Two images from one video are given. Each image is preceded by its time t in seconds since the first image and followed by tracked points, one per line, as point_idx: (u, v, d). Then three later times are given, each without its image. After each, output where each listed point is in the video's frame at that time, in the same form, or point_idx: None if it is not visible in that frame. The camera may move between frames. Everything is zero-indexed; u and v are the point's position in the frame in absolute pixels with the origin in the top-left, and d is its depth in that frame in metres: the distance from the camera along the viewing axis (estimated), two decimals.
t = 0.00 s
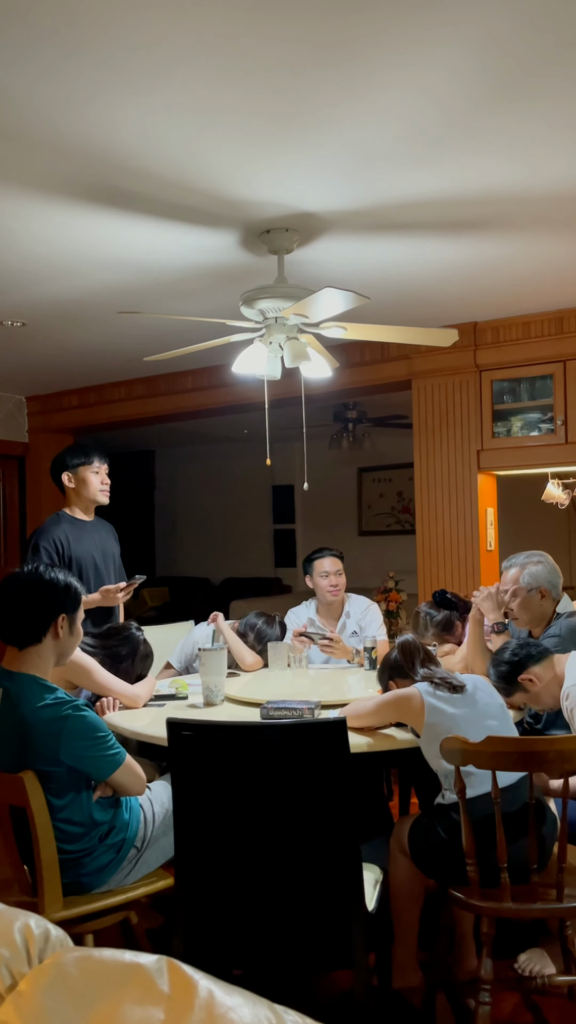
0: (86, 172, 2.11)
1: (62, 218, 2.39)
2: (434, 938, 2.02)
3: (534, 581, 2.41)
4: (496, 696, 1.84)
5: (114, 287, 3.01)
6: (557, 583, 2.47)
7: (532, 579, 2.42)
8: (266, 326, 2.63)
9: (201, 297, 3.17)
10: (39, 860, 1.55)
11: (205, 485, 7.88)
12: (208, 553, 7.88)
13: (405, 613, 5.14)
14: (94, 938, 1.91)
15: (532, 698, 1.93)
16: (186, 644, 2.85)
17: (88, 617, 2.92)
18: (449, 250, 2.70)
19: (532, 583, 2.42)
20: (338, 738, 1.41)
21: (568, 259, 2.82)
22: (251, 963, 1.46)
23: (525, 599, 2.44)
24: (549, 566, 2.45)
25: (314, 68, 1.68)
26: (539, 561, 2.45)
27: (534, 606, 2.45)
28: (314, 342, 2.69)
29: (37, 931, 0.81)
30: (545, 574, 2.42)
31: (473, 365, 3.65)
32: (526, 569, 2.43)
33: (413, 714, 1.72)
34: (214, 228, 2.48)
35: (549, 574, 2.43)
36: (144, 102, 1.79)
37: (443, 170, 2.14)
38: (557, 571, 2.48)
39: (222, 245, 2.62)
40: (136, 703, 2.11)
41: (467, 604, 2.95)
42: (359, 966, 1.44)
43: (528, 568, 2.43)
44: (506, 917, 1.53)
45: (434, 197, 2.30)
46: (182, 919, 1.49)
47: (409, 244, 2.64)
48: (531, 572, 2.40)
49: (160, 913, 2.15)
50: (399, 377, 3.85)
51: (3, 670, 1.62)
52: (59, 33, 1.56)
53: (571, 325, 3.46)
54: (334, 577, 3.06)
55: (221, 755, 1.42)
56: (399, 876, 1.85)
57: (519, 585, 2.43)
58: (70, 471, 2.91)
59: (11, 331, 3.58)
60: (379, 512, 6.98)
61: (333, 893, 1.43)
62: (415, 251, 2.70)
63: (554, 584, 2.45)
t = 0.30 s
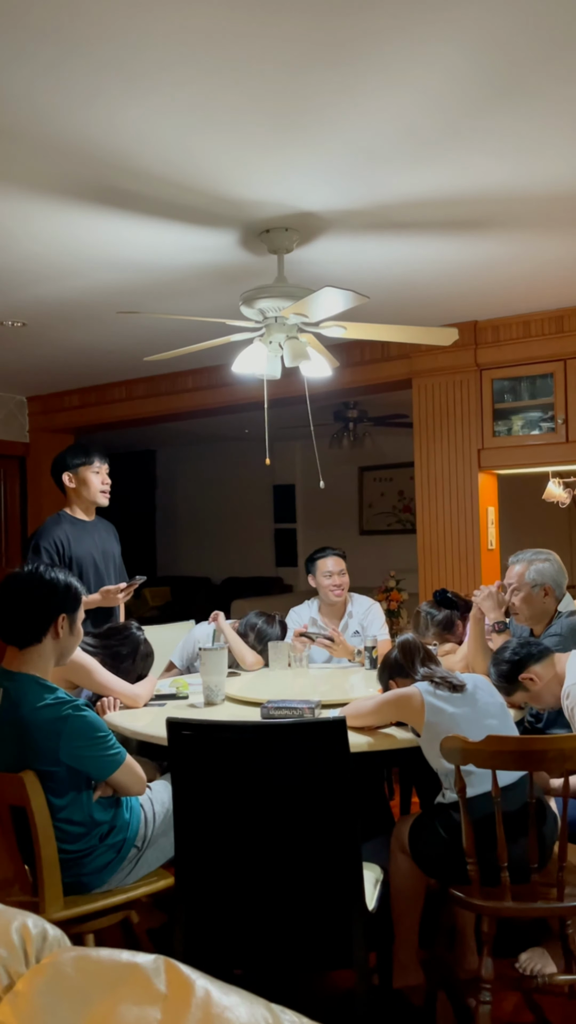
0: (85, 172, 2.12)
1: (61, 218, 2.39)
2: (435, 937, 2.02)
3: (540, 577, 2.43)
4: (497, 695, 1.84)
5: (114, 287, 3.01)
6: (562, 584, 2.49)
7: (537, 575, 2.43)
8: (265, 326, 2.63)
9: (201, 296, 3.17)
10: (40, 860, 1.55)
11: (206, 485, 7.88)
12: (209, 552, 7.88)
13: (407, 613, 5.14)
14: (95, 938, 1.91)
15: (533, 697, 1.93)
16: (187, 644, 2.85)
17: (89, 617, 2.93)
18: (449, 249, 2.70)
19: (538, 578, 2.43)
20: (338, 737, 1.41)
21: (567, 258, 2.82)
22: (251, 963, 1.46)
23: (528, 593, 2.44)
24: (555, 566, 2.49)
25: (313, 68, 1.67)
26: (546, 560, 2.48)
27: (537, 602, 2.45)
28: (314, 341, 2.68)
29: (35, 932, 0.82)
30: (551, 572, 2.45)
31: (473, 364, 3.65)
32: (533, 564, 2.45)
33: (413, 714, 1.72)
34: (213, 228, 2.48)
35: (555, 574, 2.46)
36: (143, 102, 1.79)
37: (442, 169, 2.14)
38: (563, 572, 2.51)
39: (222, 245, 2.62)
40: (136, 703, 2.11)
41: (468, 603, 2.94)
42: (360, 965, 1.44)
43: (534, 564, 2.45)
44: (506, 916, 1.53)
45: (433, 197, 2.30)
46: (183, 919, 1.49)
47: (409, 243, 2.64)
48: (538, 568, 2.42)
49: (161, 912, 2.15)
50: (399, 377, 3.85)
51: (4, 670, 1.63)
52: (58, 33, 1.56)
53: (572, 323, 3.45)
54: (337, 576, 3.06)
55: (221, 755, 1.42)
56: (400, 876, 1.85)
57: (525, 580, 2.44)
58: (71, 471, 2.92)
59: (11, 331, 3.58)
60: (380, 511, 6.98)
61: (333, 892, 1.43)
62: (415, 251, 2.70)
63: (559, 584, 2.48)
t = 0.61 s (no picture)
0: (84, 172, 2.11)
1: (60, 219, 2.39)
2: (436, 937, 2.02)
3: (543, 576, 2.43)
4: (497, 694, 1.84)
5: (114, 286, 3.01)
6: (565, 584, 2.49)
7: (540, 573, 2.43)
8: (265, 326, 2.63)
9: (200, 296, 3.17)
10: (40, 860, 1.55)
11: (207, 485, 7.88)
12: (211, 552, 7.88)
13: (408, 612, 5.14)
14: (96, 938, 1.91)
15: (534, 696, 1.92)
16: (189, 644, 2.85)
17: (90, 616, 2.93)
18: (449, 248, 2.70)
19: (541, 577, 2.43)
20: (338, 737, 1.41)
21: (567, 257, 2.81)
22: (252, 963, 1.46)
23: (531, 591, 2.44)
24: (559, 566, 2.49)
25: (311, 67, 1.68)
26: (550, 559, 2.48)
27: (539, 601, 2.45)
28: (314, 340, 2.67)
29: (32, 932, 0.82)
30: (554, 572, 2.45)
31: (474, 363, 3.65)
32: (536, 563, 2.45)
33: (413, 713, 1.72)
34: (213, 227, 2.48)
35: (558, 574, 2.46)
36: (142, 102, 1.79)
37: (442, 168, 2.14)
38: (566, 572, 2.51)
39: (221, 244, 2.62)
40: (137, 703, 2.11)
41: (469, 602, 2.94)
42: (360, 965, 1.43)
43: (538, 562, 2.45)
44: (507, 916, 1.52)
45: (433, 196, 2.30)
46: (183, 919, 1.49)
47: (409, 242, 2.63)
48: (541, 565, 2.42)
49: (162, 912, 2.15)
50: (399, 376, 3.84)
51: (4, 670, 1.62)
52: (56, 34, 1.56)
53: (572, 322, 3.44)
54: (340, 576, 3.06)
55: (221, 755, 1.42)
56: (401, 876, 1.85)
57: (528, 577, 2.44)
58: (71, 471, 2.92)
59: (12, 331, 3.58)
60: (381, 511, 6.98)
61: (333, 892, 1.43)
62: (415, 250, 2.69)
63: (562, 583, 2.47)
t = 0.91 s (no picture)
0: (84, 172, 2.11)
1: (61, 219, 2.39)
2: (438, 936, 2.01)
3: (546, 574, 2.43)
4: (499, 694, 1.84)
5: (114, 286, 3.00)
6: (569, 584, 2.48)
7: (544, 570, 2.43)
8: (266, 325, 2.63)
9: (201, 296, 3.17)
10: (41, 859, 1.55)
11: (207, 484, 7.88)
12: (211, 552, 7.88)
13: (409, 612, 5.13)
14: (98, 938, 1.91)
15: (535, 695, 1.92)
16: (190, 644, 2.85)
17: (92, 616, 2.92)
18: (449, 247, 2.70)
19: (544, 575, 2.43)
20: (340, 737, 1.40)
21: (568, 256, 2.81)
22: (254, 962, 1.45)
23: (532, 588, 2.44)
24: (564, 566, 2.48)
25: (311, 67, 1.68)
26: (556, 558, 2.47)
27: (540, 599, 2.45)
28: (315, 339, 2.67)
29: (34, 932, 0.82)
30: (558, 572, 2.44)
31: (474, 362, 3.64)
32: (540, 562, 2.44)
33: (415, 713, 1.72)
34: (213, 226, 2.48)
35: (563, 573, 2.45)
36: (142, 102, 1.79)
37: (442, 167, 2.13)
38: (571, 572, 2.49)
39: (222, 244, 2.62)
40: (138, 703, 2.11)
41: (470, 602, 2.94)
42: (362, 965, 1.43)
43: (543, 560, 2.45)
44: (509, 915, 1.52)
45: (433, 195, 2.30)
46: (185, 919, 1.49)
47: (409, 241, 2.63)
48: (545, 563, 2.43)
49: (164, 912, 2.15)
50: (400, 376, 3.84)
51: (5, 670, 1.62)
52: (55, 34, 1.56)
53: (573, 321, 3.43)
54: (341, 576, 3.06)
55: (222, 755, 1.42)
56: (402, 876, 1.85)
57: (531, 574, 2.44)
58: (73, 471, 2.91)
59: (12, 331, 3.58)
60: (382, 511, 6.98)
61: (334, 892, 1.43)
62: (415, 249, 2.69)
63: (566, 583, 2.47)
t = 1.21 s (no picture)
0: (82, 172, 2.11)
1: (58, 219, 2.39)
2: (437, 935, 2.02)
3: (546, 572, 2.43)
4: (497, 692, 1.84)
5: (113, 286, 3.00)
6: (570, 584, 2.48)
7: (545, 568, 2.44)
8: (264, 325, 2.63)
9: (199, 296, 3.17)
10: (39, 860, 1.55)
11: (206, 484, 7.88)
12: (210, 552, 7.88)
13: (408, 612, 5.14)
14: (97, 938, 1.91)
15: (534, 693, 1.92)
16: (190, 643, 2.85)
17: (90, 616, 2.93)
18: (447, 246, 2.70)
19: (544, 573, 2.43)
20: (338, 736, 1.40)
21: (566, 254, 2.81)
22: (254, 962, 1.46)
23: (532, 585, 2.45)
24: (566, 566, 2.47)
25: (308, 67, 1.68)
26: (558, 557, 2.47)
27: (539, 597, 2.46)
28: (313, 339, 2.67)
29: (31, 932, 0.82)
30: (559, 571, 2.44)
31: (473, 361, 3.64)
32: (542, 560, 2.45)
33: (413, 712, 1.72)
34: (211, 226, 2.47)
35: (565, 572, 2.45)
36: (138, 102, 1.79)
37: (440, 166, 2.13)
38: (572, 573, 2.48)
39: (220, 243, 2.62)
40: (137, 703, 2.11)
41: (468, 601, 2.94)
42: (361, 964, 1.43)
43: (545, 558, 2.45)
44: (507, 914, 1.52)
45: (431, 194, 2.30)
46: (184, 919, 1.49)
47: (407, 241, 2.63)
48: (547, 561, 2.43)
49: (163, 911, 2.15)
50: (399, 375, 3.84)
51: (3, 671, 1.62)
52: (52, 34, 1.56)
53: (571, 320, 3.43)
54: (339, 576, 3.06)
55: (221, 754, 1.42)
56: (401, 875, 1.85)
57: (532, 571, 2.45)
58: (72, 471, 2.91)
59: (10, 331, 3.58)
60: (381, 510, 6.98)
61: (333, 891, 1.43)
62: (413, 247, 2.69)
63: (567, 582, 2.47)
